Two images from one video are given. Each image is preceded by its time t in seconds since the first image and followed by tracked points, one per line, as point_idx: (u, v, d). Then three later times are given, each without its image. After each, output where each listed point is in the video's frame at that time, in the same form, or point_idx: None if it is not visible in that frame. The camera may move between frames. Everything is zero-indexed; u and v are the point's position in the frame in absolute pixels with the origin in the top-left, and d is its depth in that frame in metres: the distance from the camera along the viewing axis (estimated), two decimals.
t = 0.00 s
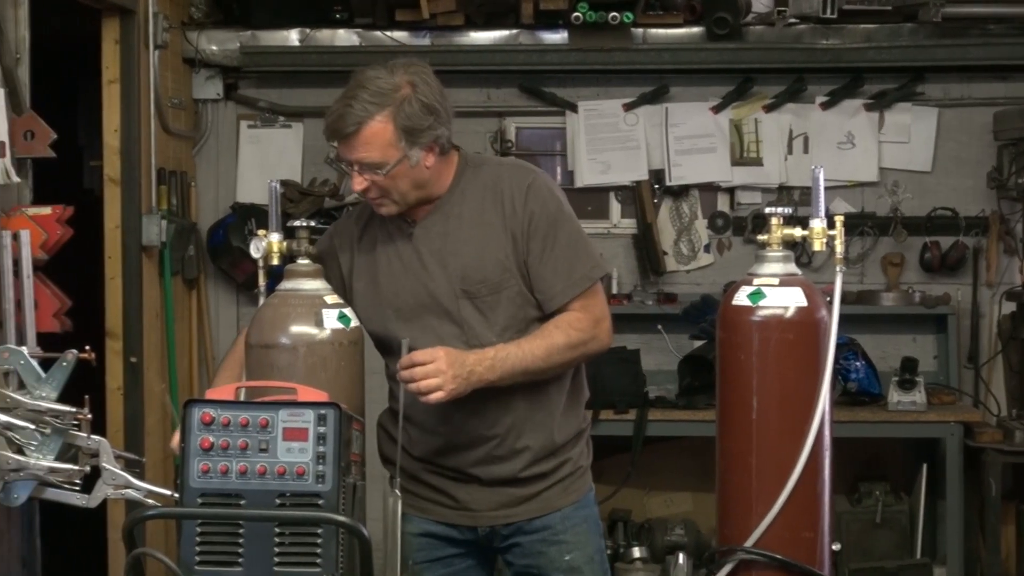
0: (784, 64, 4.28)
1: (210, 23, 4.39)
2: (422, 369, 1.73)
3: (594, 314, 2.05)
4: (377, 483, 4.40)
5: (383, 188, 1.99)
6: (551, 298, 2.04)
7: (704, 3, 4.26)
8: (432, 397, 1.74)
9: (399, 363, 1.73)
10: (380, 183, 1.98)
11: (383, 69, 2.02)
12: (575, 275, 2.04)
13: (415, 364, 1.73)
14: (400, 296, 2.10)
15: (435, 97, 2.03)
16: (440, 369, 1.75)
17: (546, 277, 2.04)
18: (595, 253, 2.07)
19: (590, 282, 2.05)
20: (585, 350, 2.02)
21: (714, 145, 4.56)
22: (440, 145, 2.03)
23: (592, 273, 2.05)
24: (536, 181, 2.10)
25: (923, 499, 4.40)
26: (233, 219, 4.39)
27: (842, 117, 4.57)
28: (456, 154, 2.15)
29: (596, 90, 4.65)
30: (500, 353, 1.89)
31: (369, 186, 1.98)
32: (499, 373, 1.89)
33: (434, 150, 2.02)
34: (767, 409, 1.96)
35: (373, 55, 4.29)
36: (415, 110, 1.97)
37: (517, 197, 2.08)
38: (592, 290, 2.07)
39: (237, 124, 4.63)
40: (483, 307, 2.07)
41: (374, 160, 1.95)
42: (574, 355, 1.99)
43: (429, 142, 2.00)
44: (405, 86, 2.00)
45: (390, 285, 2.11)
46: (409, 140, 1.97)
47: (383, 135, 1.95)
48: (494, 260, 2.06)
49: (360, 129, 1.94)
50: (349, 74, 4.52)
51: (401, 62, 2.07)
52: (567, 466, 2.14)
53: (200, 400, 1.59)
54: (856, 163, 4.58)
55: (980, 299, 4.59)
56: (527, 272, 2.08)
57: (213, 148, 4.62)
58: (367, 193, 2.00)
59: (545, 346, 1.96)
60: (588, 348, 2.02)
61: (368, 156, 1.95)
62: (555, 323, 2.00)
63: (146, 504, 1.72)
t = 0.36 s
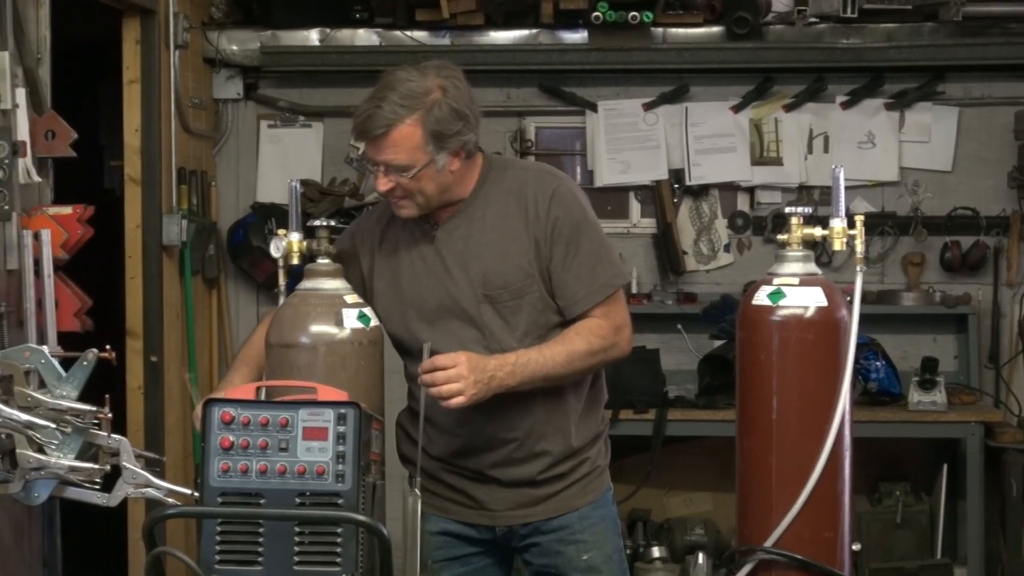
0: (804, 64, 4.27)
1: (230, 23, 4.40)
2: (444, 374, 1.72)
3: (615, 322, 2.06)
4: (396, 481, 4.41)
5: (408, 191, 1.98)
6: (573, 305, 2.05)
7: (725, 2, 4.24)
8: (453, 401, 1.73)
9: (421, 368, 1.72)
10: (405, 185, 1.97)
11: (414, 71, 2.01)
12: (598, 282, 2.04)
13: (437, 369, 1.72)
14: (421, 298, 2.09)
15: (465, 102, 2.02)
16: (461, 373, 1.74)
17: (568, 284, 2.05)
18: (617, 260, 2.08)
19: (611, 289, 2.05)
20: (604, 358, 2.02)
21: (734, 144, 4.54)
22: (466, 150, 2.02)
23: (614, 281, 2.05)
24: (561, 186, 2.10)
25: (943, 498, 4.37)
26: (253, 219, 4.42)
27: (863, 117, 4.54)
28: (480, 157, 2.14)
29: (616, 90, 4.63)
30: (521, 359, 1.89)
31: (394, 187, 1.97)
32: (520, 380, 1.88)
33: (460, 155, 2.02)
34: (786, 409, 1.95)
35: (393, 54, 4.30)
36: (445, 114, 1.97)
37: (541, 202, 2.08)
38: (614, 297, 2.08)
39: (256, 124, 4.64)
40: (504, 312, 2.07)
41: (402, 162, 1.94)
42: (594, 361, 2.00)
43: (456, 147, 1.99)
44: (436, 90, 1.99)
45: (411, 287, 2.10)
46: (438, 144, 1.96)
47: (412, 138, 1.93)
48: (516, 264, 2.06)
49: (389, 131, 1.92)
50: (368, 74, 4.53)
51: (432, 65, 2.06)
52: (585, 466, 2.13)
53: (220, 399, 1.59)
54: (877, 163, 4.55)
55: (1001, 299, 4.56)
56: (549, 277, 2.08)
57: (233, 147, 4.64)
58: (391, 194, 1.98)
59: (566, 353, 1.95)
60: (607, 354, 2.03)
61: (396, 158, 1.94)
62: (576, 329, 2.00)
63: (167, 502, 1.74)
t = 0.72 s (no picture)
0: (821, 64, 4.25)
1: (247, 23, 4.40)
2: (460, 372, 1.72)
3: (632, 327, 2.05)
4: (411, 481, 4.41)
5: (446, 169, 2.00)
6: (591, 305, 2.04)
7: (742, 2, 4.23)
8: (469, 399, 1.73)
9: (436, 366, 1.72)
10: (444, 162, 1.99)
11: (467, 54, 2.06)
12: (618, 285, 2.04)
13: (453, 367, 1.72)
14: (442, 285, 2.10)
15: (512, 90, 2.06)
16: (477, 372, 1.74)
17: (589, 284, 2.04)
18: (641, 266, 2.07)
19: (631, 293, 2.04)
20: (619, 363, 2.01)
21: (750, 144, 4.53)
22: (507, 136, 2.05)
23: (635, 285, 2.04)
24: (592, 187, 2.11)
25: (960, 499, 4.35)
26: (270, 219, 4.43)
27: (880, 117, 4.52)
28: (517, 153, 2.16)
29: (632, 90, 4.62)
30: (535, 359, 1.88)
31: (433, 163, 1.99)
32: (534, 379, 1.88)
33: (501, 141, 2.04)
34: (802, 409, 1.96)
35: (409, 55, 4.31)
36: (491, 98, 2.00)
37: (570, 200, 2.08)
38: (633, 302, 2.07)
39: (273, 124, 4.66)
40: (521, 303, 2.06)
41: (443, 137, 1.97)
42: (608, 366, 1.99)
43: (498, 131, 2.02)
44: (485, 73, 2.03)
45: (434, 272, 2.11)
46: (480, 124, 1.99)
47: (457, 115, 1.97)
48: (540, 257, 2.06)
49: (436, 104, 1.97)
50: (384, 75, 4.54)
51: (484, 54, 2.11)
52: (591, 467, 2.13)
53: (237, 399, 1.60)
54: (894, 163, 4.53)
55: (1019, 299, 4.53)
56: (570, 275, 2.07)
57: (250, 147, 4.65)
58: (428, 168, 2.00)
59: (580, 356, 1.95)
60: (621, 360, 2.01)
61: (438, 133, 1.97)
62: (593, 332, 1.99)
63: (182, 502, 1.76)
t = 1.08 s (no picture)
0: (837, 64, 4.23)
1: (262, 24, 4.41)
2: (478, 373, 1.72)
3: (649, 322, 2.04)
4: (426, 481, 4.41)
5: (465, 152, 2.01)
6: (609, 298, 2.03)
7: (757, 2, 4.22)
8: (487, 400, 1.73)
9: (453, 367, 1.72)
10: (462, 145, 2.00)
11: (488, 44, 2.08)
12: (636, 279, 2.03)
13: (470, 367, 1.72)
14: (461, 278, 2.10)
15: (531, 80, 2.08)
16: (495, 372, 1.74)
17: (607, 277, 2.04)
18: (660, 261, 2.06)
19: (650, 287, 2.03)
20: (635, 358, 2.00)
21: (766, 144, 4.51)
22: (526, 123, 2.06)
23: (653, 279, 2.03)
24: (611, 183, 2.11)
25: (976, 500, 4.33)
26: (285, 219, 4.44)
27: (896, 116, 4.50)
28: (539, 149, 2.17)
29: (647, 90, 4.61)
30: (553, 355, 1.88)
31: (452, 147, 2.01)
32: (551, 376, 1.88)
33: (519, 128, 2.05)
34: (818, 408, 1.98)
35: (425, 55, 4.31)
36: (510, 84, 2.02)
37: (589, 194, 2.09)
38: (650, 296, 2.06)
39: (288, 125, 4.67)
40: (540, 295, 2.06)
41: (462, 118, 1.99)
42: (624, 361, 1.98)
43: (516, 116, 2.03)
44: (504, 60, 2.05)
45: (454, 266, 2.11)
46: (498, 107, 2.00)
47: (475, 97, 1.99)
48: (559, 250, 2.06)
49: (453, 86, 2.00)
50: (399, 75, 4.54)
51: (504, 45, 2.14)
52: (606, 467, 2.13)
53: (252, 399, 1.60)
54: (910, 163, 4.51)
55: None
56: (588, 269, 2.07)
57: (265, 148, 4.66)
58: (447, 153, 2.02)
59: (598, 351, 1.94)
60: (638, 356, 2.00)
61: (456, 114, 1.99)
62: (610, 328, 1.98)
63: (199, 501, 1.80)
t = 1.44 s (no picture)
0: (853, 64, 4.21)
1: (277, 24, 4.41)
2: (496, 373, 1.71)
3: (665, 321, 2.03)
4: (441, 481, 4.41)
5: (476, 157, 2.01)
6: (625, 298, 2.02)
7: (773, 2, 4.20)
8: (504, 401, 1.72)
9: (471, 367, 1.71)
10: (474, 150, 2.00)
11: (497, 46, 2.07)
12: (652, 279, 2.02)
13: (488, 368, 1.71)
14: (478, 279, 2.10)
15: (543, 82, 2.07)
16: (513, 372, 1.73)
17: (623, 276, 2.03)
18: (676, 260, 2.05)
19: (666, 287, 2.02)
20: (652, 358, 1.99)
21: (781, 145, 4.49)
22: (538, 126, 2.05)
23: (669, 278, 2.02)
24: (625, 182, 2.10)
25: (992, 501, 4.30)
26: (300, 219, 4.46)
27: (912, 117, 4.48)
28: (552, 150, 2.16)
29: (662, 90, 4.60)
30: (570, 355, 1.87)
31: (463, 151, 2.01)
32: (568, 376, 1.87)
33: (531, 130, 2.04)
34: (833, 408, 2.01)
35: (440, 55, 4.30)
36: (522, 87, 2.01)
37: (603, 194, 2.08)
38: (665, 296, 2.04)
39: (303, 125, 4.68)
40: (556, 296, 2.06)
41: (473, 124, 1.98)
42: (641, 360, 1.97)
43: (528, 119, 2.02)
44: (515, 62, 2.04)
45: (470, 268, 2.11)
46: (510, 112, 1.99)
47: (486, 103, 1.98)
48: (574, 251, 2.05)
49: (465, 91, 1.99)
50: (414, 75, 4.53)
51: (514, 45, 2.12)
52: (625, 467, 2.12)
53: (267, 400, 1.60)
54: (926, 163, 4.49)
55: None
56: (605, 269, 2.06)
57: (280, 148, 4.67)
58: (459, 158, 2.02)
59: (615, 350, 1.94)
60: (654, 355, 2.00)
61: (467, 120, 1.98)
62: (627, 328, 1.98)
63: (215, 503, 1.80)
